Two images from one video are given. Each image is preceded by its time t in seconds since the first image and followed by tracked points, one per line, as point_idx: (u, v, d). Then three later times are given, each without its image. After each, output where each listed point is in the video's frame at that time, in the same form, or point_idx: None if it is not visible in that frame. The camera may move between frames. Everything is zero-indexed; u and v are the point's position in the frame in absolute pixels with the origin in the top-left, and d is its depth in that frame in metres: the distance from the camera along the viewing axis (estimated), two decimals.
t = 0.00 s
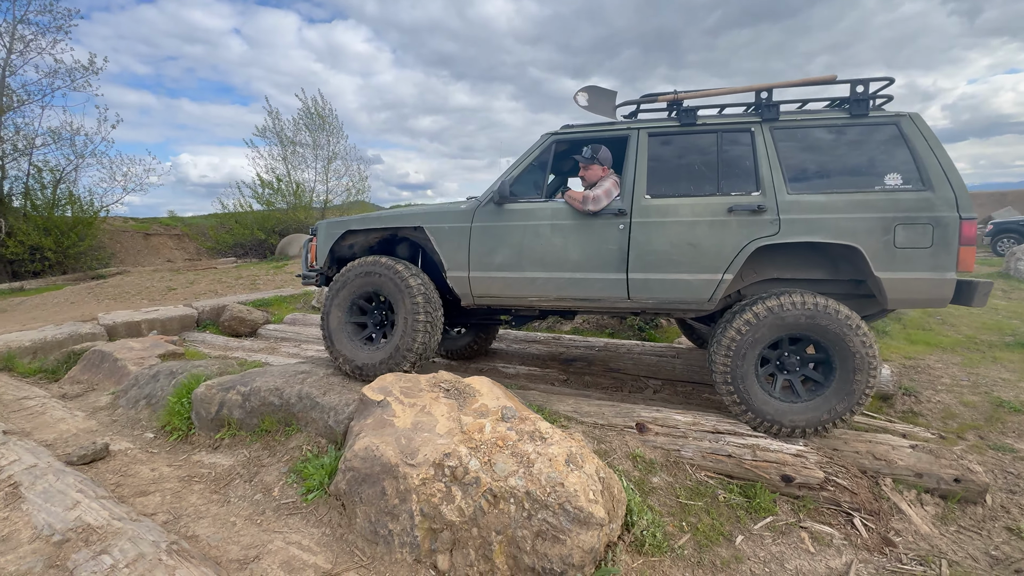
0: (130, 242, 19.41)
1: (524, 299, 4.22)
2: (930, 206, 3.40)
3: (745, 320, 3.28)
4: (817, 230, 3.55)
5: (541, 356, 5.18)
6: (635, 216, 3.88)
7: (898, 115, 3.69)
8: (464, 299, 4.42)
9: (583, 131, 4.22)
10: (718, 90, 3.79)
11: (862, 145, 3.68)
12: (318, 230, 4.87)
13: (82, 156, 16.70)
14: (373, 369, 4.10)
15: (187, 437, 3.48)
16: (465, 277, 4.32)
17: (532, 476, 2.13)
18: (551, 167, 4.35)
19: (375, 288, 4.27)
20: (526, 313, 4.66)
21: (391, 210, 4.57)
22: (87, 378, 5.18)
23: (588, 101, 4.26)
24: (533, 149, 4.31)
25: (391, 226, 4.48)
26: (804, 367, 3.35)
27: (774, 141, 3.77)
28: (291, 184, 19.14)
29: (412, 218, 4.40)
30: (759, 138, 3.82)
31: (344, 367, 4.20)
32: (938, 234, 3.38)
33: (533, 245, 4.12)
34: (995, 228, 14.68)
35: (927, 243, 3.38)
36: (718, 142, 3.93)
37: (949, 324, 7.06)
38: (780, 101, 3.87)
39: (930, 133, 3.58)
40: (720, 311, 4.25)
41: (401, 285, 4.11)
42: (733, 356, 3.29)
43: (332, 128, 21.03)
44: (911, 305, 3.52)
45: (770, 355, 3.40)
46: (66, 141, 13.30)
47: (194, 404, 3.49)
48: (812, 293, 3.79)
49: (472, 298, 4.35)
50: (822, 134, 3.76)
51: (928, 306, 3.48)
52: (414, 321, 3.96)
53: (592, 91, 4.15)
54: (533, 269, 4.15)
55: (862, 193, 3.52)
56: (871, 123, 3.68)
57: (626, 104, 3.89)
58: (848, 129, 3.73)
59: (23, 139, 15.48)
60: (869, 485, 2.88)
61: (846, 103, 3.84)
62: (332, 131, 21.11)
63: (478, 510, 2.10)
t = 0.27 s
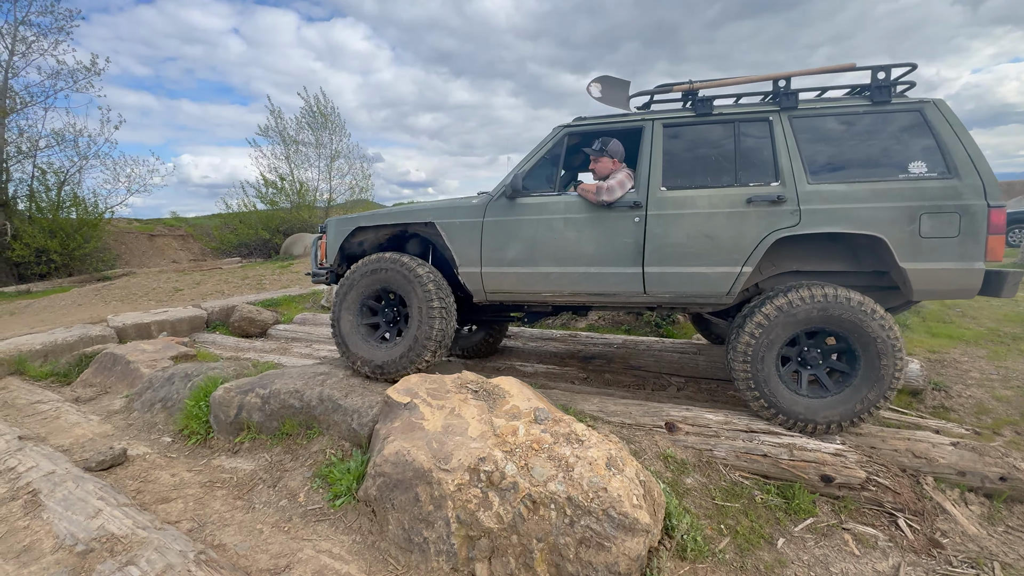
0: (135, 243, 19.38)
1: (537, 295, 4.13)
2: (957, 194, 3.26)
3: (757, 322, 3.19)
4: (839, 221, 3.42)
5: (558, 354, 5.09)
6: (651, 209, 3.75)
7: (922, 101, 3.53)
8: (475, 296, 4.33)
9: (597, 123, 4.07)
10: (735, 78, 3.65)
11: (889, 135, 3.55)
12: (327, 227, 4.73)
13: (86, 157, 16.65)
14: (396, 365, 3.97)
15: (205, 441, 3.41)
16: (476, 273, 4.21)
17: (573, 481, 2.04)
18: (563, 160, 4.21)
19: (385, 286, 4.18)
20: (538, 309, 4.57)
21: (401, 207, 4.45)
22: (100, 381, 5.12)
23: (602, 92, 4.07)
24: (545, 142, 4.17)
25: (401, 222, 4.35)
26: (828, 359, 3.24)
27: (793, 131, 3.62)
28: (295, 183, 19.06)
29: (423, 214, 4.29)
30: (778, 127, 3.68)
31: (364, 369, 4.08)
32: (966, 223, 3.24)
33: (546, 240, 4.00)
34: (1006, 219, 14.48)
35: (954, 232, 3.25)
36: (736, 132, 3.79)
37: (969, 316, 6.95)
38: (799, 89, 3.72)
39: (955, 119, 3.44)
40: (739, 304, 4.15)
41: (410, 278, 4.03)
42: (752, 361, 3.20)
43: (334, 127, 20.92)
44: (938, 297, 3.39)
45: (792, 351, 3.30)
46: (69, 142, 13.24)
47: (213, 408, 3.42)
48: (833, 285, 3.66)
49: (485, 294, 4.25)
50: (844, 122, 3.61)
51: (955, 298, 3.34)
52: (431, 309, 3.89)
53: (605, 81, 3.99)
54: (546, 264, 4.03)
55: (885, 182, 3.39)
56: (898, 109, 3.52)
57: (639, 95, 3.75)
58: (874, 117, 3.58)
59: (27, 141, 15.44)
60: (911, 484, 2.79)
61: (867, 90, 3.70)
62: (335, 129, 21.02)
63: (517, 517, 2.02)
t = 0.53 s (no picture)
0: (140, 246, 19.36)
1: (548, 300, 3.95)
2: (984, 193, 3.07)
3: (771, 335, 3.10)
4: (861, 222, 3.26)
5: (575, 358, 4.98)
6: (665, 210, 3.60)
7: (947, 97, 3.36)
8: (485, 301, 4.18)
9: (609, 123, 3.92)
10: (752, 75, 3.50)
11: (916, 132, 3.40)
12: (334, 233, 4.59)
13: (90, 161, 16.62)
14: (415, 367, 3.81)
15: (220, 454, 3.33)
16: (486, 277, 4.04)
17: (611, 502, 1.95)
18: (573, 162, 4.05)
19: (393, 291, 4.07)
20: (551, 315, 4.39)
21: (408, 210, 4.32)
22: (110, 390, 5.05)
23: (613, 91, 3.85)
24: (555, 143, 4.03)
25: (409, 227, 4.23)
26: (852, 363, 3.12)
27: (812, 129, 3.47)
28: (298, 185, 18.99)
29: (431, 218, 4.14)
30: (795, 126, 3.52)
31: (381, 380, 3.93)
32: (995, 223, 3.06)
33: (557, 244, 3.85)
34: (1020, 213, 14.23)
35: (981, 233, 3.07)
36: (753, 131, 3.63)
37: (991, 314, 6.80)
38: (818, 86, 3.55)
39: (982, 116, 3.26)
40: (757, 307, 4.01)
41: (417, 280, 3.95)
42: (772, 377, 3.11)
43: (337, 127, 20.83)
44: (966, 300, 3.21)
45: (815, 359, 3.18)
46: (72, 146, 13.20)
47: (227, 420, 3.34)
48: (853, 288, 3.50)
49: (495, 299, 4.11)
50: (869, 119, 3.44)
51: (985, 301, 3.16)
52: (444, 307, 3.79)
53: (616, 80, 3.82)
54: (558, 268, 3.88)
55: (908, 181, 3.22)
56: (927, 105, 3.35)
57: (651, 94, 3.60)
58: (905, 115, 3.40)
59: (32, 146, 15.43)
60: (955, 497, 2.68)
61: (888, 87, 3.54)
62: (337, 130, 20.94)
63: (554, 540, 1.93)
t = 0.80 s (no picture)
0: (142, 249, 19.33)
1: (554, 302, 3.89)
2: (992, 191, 3.03)
3: (773, 347, 3.07)
4: (869, 221, 3.20)
5: (587, 361, 4.93)
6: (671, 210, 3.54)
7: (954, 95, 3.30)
8: (490, 303, 4.10)
9: (614, 124, 3.87)
10: (756, 74, 3.44)
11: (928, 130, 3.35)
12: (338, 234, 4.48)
13: (92, 165, 16.60)
14: (431, 367, 3.75)
15: (234, 462, 3.30)
16: (492, 279, 3.98)
17: (643, 512, 1.91)
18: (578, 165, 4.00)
19: (398, 295, 3.99)
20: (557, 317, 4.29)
21: (413, 212, 4.23)
22: (119, 396, 5.01)
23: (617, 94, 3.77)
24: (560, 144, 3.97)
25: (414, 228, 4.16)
26: (862, 361, 3.09)
27: (818, 128, 3.40)
28: (300, 187, 18.96)
29: (436, 220, 4.05)
30: (801, 125, 3.46)
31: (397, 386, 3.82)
32: (1004, 221, 3.01)
33: (563, 245, 3.78)
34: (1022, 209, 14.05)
35: (990, 231, 3.02)
36: (758, 131, 3.56)
37: (1002, 312, 6.74)
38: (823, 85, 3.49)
39: (988, 113, 3.21)
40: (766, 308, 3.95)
41: (421, 281, 3.88)
42: (782, 388, 3.07)
43: (338, 129, 20.79)
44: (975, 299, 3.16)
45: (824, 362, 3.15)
46: (74, 150, 13.17)
47: (242, 427, 3.30)
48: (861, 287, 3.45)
49: (500, 301, 4.03)
50: (873, 118, 3.39)
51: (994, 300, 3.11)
52: (452, 303, 3.73)
53: (619, 81, 3.78)
54: (563, 269, 3.81)
55: (915, 179, 3.17)
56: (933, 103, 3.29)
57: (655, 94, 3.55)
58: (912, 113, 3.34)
59: (34, 150, 15.41)
60: (984, 501, 2.64)
61: (893, 87, 3.49)
62: (339, 131, 20.90)
63: (585, 552, 1.89)
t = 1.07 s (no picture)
0: (136, 252, 19.11)
1: (558, 299, 3.86)
2: (982, 188, 3.07)
3: (770, 355, 3.12)
4: (864, 218, 3.24)
5: (596, 361, 4.94)
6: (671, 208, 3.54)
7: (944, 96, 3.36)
8: (493, 301, 4.04)
9: (616, 124, 3.87)
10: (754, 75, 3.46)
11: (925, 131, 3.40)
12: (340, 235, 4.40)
13: (85, 167, 16.42)
14: (445, 360, 3.73)
15: (248, 465, 3.27)
16: (495, 278, 3.94)
17: (674, 511, 1.91)
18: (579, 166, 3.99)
19: (401, 296, 3.95)
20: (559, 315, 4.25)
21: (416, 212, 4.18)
22: (123, 401, 4.95)
23: (617, 94, 3.85)
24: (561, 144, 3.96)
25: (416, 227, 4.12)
26: (859, 352, 3.15)
27: (814, 128, 3.43)
28: (296, 189, 18.85)
29: (440, 219, 4.00)
30: (796, 126, 3.49)
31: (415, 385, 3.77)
32: (994, 217, 3.06)
33: (565, 243, 3.76)
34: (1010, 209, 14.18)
35: (982, 226, 3.06)
36: (755, 133, 3.57)
37: (1000, 310, 6.83)
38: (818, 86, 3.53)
39: (977, 114, 3.26)
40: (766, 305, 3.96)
41: (422, 278, 3.86)
42: (787, 392, 3.12)
43: (334, 131, 20.71)
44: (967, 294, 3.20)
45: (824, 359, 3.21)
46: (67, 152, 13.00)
47: (256, 430, 3.27)
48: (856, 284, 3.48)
49: (502, 300, 3.99)
50: (867, 118, 3.42)
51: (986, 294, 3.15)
52: (458, 295, 3.73)
53: (620, 82, 3.83)
54: (565, 268, 3.79)
55: (908, 177, 3.22)
56: (924, 104, 3.34)
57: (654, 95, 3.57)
58: (907, 114, 3.37)
59: (26, 152, 15.21)
60: (999, 496, 2.67)
61: (886, 88, 3.54)
62: (334, 133, 20.82)
63: (617, 551, 1.89)
